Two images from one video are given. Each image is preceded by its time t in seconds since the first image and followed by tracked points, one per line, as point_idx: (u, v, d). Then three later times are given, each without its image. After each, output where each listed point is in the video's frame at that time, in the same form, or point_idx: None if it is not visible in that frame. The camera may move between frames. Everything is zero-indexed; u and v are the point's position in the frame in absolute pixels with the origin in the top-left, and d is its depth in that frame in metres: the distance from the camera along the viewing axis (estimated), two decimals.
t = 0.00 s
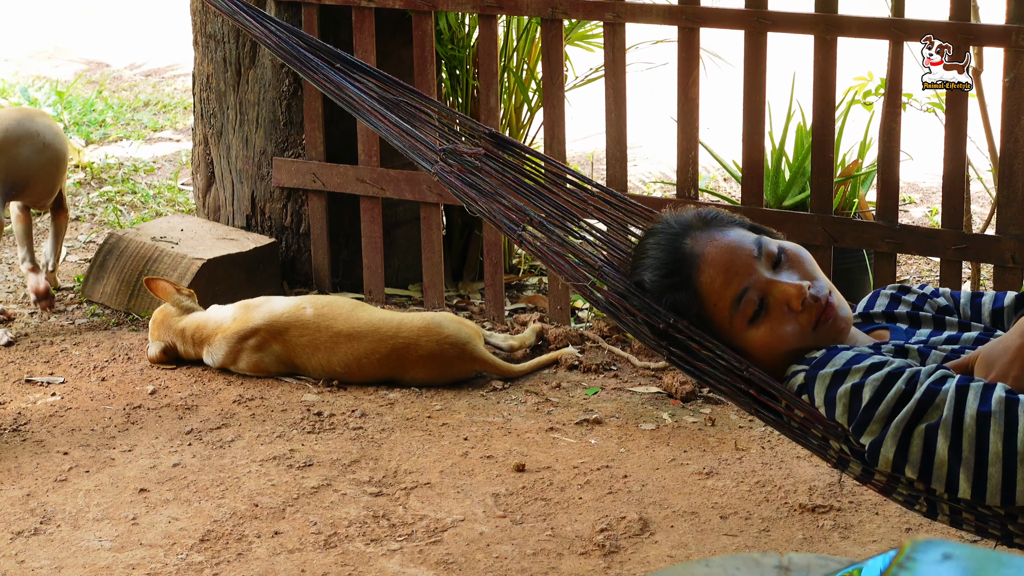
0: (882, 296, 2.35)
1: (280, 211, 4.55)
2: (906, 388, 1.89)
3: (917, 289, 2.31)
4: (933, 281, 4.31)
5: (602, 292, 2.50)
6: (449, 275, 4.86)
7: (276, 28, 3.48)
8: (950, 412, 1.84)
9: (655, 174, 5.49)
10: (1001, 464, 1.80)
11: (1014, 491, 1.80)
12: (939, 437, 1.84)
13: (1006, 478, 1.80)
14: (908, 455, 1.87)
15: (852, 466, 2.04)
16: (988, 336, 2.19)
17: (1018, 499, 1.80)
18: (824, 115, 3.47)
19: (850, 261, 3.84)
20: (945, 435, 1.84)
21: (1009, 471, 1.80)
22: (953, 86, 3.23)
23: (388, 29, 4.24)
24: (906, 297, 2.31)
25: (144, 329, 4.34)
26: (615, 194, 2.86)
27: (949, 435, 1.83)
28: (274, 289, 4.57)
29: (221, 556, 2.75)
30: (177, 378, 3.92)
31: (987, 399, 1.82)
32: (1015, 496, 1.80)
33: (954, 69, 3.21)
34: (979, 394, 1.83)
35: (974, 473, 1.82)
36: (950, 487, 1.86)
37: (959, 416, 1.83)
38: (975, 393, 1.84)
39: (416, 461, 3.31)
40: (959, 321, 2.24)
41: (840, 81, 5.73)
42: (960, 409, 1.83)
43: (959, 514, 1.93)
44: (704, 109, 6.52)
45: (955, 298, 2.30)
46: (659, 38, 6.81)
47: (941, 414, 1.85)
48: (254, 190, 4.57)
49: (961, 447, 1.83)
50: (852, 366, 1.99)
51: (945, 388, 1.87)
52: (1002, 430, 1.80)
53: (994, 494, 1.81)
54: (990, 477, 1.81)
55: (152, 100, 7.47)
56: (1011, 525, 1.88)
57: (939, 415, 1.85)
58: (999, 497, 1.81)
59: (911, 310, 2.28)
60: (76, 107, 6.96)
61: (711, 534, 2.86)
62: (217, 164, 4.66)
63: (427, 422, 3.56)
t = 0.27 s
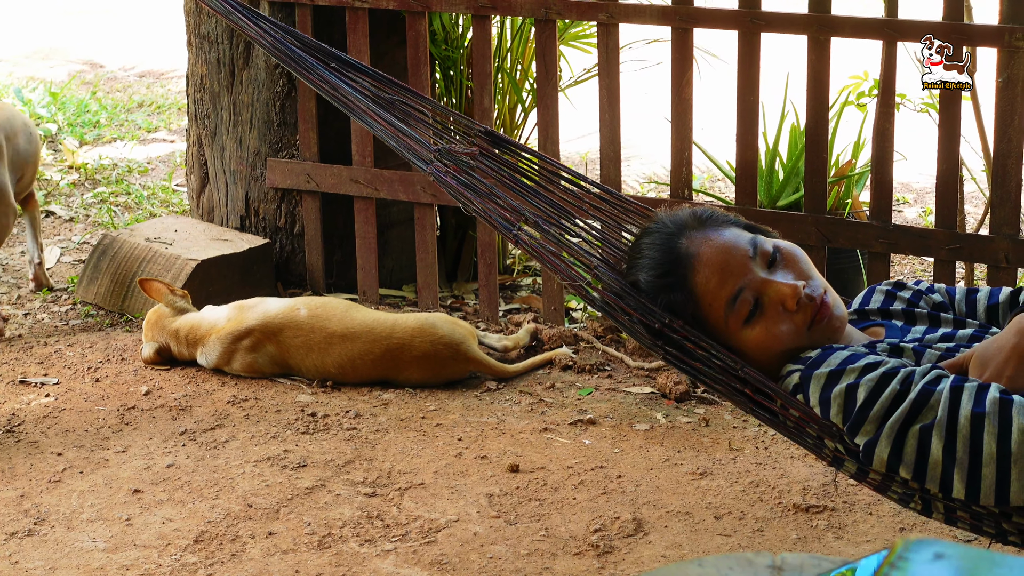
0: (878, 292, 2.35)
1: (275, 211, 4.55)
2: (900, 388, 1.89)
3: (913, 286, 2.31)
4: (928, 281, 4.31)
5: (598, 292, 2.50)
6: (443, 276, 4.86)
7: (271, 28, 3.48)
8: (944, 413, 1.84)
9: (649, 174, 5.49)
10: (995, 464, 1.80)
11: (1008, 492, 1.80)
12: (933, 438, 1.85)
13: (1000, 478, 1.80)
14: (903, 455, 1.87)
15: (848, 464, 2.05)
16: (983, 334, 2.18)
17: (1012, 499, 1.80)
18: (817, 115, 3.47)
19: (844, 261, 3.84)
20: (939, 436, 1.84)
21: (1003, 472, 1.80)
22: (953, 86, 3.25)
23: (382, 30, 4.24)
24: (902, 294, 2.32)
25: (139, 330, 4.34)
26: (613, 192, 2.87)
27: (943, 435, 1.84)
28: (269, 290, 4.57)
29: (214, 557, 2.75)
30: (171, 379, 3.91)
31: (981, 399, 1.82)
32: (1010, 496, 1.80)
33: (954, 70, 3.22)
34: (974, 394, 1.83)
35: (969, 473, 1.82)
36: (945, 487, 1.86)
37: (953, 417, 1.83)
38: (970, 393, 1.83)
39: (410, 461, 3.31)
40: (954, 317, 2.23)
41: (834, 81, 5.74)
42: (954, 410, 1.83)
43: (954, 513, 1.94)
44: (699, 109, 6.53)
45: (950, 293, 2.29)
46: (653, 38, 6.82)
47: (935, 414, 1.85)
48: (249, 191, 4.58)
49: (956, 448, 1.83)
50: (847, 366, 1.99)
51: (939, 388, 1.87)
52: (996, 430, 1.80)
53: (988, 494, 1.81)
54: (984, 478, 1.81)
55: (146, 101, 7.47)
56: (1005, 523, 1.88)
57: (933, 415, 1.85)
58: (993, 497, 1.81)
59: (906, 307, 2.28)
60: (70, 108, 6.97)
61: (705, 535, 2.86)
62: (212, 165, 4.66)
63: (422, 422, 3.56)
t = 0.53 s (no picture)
0: (871, 291, 2.35)
1: (268, 211, 4.55)
2: (894, 386, 1.90)
3: (905, 285, 2.31)
4: (922, 279, 4.32)
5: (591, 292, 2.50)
6: (437, 276, 4.86)
7: (263, 28, 3.47)
8: (937, 411, 1.84)
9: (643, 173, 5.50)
10: (988, 462, 1.80)
11: (1002, 489, 1.80)
12: (927, 436, 1.85)
13: (994, 476, 1.80)
14: (896, 453, 1.88)
15: (841, 463, 2.03)
16: (976, 333, 2.19)
17: (1006, 496, 1.80)
18: (810, 113, 3.47)
19: (838, 260, 3.84)
20: (932, 433, 1.84)
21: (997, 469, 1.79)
22: (953, 86, 3.27)
23: (376, 29, 4.24)
24: (895, 293, 2.32)
25: (133, 331, 4.34)
26: (605, 191, 2.87)
27: (936, 433, 1.84)
28: (263, 290, 4.57)
29: (210, 557, 2.75)
30: (165, 380, 3.91)
31: (975, 397, 1.82)
32: (1003, 494, 1.80)
33: (954, 70, 3.24)
34: (967, 392, 1.83)
35: (962, 471, 1.82)
36: (938, 485, 1.86)
37: (947, 415, 1.83)
38: (963, 390, 1.83)
39: (405, 461, 3.31)
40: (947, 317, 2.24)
41: (828, 80, 5.75)
42: (947, 408, 1.83)
43: (948, 511, 1.93)
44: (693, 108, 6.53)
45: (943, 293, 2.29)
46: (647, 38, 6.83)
47: (929, 412, 1.85)
48: (242, 191, 4.57)
49: (949, 445, 1.83)
50: (839, 365, 1.99)
51: (933, 386, 1.87)
52: (989, 428, 1.79)
53: (982, 492, 1.81)
54: (977, 476, 1.81)
55: (140, 101, 7.46)
56: (998, 521, 1.88)
57: (926, 413, 1.86)
58: (986, 495, 1.81)
59: (899, 306, 2.28)
60: (63, 109, 6.97)
61: (700, 533, 2.86)
62: (205, 165, 4.66)
63: (416, 422, 3.56)
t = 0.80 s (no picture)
0: (864, 293, 2.36)
1: (262, 211, 4.55)
2: (887, 384, 1.90)
3: (898, 286, 2.31)
4: (916, 276, 4.32)
5: (584, 291, 2.50)
6: (431, 275, 4.86)
7: (256, 28, 3.47)
8: (931, 408, 1.84)
9: (637, 172, 5.50)
10: (983, 459, 1.80)
11: (996, 487, 1.80)
12: (921, 433, 1.85)
13: (988, 474, 1.80)
14: (890, 451, 1.87)
15: (834, 462, 2.06)
16: (969, 333, 2.19)
17: (1000, 494, 1.79)
18: (803, 111, 3.47)
19: (832, 257, 3.85)
20: (926, 431, 1.84)
21: (991, 467, 1.79)
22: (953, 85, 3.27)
23: (369, 29, 4.24)
24: (888, 295, 2.32)
25: (127, 331, 4.34)
26: (596, 192, 2.86)
27: (930, 431, 1.84)
28: (257, 290, 4.57)
29: (205, 558, 2.75)
30: (159, 380, 3.91)
31: (968, 394, 1.82)
32: (997, 491, 1.79)
33: (954, 70, 3.26)
34: (961, 389, 1.83)
35: (956, 468, 1.82)
36: (932, 483, 1.86)
37: (941, 412, 1.84)
38: (957, 387, 1.83)
39: (400, 460, 3.30)
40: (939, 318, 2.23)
41: (821, 77, 5.75)
42: (941, 405, 1.83)
43: (941, 510, 1.94)
44: (687, 106, 6.54)
45: (936, 294, 2.29)
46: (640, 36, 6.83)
47: (923, 410, 1.85)
48: (236, 191, 4.57)
49: (943, 443, 1.83)
50: (833, 363, 1.99)
51: (927, 384, 1.87)
52: (983, 425, 1.80)
53: (976, 489, 1.81)
54: (971, 473, 1.81)
55: (132, 102, 7.45)
56: (992, 520, 1.88)
57: (920, 410, 1.86)
58: (980, 493, 1.81)
59: (892, 308, 2.28)
60: (56, 110, 6.96)
61: (695, 531, 2.86)
62: (198, 166, 4.65)
63: (411, 421, 3.56)
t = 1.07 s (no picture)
0: (856, 295, 2.36)
1: (256, 211, 4.55)
2: (879, 383, 1.90)
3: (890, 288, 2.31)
4: (909, 276, 4.33)
5: (576, 290, 2.49)
6: (425, 274, 4.86)
7: (248, 29, 3.47)
8: (924, 407, 1.84)
9: (631, 171, 5.50)
10: (975, 458, 1.79)
11: (988, 486, 1.79)
12: (913, 432, 1.85)
13: (980, 473, 1.79)
14: (882, 450, 1.88)
15: (826, 462, 2.06)
16: (962, 334, 2.18)
17: (992, 494, 1.79)
18: (797, 110, 3.47)
19: (825, 256, 3.85)
20: (918, 429, 1.84)
21: (983, 466, 1.79)
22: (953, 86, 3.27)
23: (362, 28, 4.24)
24: (880, 297, 2.32)
25: (121, 331, 4.33)
26: (588, 193, 2.86)
27: (922, 430, 1.84)
28: (251, 290, 4.56)
29: (198, 557, 2.75)
30: (153, 380, 3.91)
31: (961, 393, 1.82)
32: (989, 491, 1.79)
33: (955, 70, 3.25)
34: (953, 388, 1.83)
35: (948, 467, 1.82)
36: (924, 482, 1.86)
37: (933, 411, 1.83)
38: (949, 387, 1.83)
39: (393, 460, 3.30)
40: (931, 320, 2.23)
41: (815, 77, 5.76)
42: (933, 404, 1.83)
43: (933, 510, 1.94)
44: (680, 105, 6.54)
45: (928, 296, 2.29)
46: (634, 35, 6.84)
47: (915, 409, 1.85)
48: (229, 191, 4.57)
49: (935, 442, 1.83)
50: (825, 361, 1.99)
51: (919, 383, 1.87)
52: (975, 423, 1.79)
53: (968, 489, 1.81)
54: (963, 472, 1.81)
55: (126, 101, 7.45)
56: (984, 520, 1.87)
57: (913, 409, 1.85)
58: (973, 492, 1.81)
59: (884, 309, 2.28)
60: (49, 109, 6.96)
61: (688, 530, 2.87)
62: (192, 165, 4.65)
63: (404, 421, 3.56)
